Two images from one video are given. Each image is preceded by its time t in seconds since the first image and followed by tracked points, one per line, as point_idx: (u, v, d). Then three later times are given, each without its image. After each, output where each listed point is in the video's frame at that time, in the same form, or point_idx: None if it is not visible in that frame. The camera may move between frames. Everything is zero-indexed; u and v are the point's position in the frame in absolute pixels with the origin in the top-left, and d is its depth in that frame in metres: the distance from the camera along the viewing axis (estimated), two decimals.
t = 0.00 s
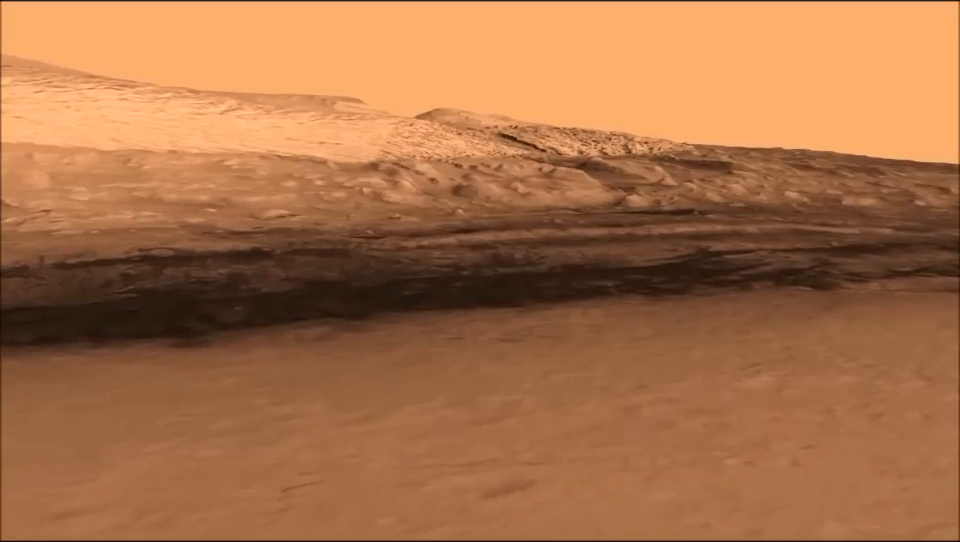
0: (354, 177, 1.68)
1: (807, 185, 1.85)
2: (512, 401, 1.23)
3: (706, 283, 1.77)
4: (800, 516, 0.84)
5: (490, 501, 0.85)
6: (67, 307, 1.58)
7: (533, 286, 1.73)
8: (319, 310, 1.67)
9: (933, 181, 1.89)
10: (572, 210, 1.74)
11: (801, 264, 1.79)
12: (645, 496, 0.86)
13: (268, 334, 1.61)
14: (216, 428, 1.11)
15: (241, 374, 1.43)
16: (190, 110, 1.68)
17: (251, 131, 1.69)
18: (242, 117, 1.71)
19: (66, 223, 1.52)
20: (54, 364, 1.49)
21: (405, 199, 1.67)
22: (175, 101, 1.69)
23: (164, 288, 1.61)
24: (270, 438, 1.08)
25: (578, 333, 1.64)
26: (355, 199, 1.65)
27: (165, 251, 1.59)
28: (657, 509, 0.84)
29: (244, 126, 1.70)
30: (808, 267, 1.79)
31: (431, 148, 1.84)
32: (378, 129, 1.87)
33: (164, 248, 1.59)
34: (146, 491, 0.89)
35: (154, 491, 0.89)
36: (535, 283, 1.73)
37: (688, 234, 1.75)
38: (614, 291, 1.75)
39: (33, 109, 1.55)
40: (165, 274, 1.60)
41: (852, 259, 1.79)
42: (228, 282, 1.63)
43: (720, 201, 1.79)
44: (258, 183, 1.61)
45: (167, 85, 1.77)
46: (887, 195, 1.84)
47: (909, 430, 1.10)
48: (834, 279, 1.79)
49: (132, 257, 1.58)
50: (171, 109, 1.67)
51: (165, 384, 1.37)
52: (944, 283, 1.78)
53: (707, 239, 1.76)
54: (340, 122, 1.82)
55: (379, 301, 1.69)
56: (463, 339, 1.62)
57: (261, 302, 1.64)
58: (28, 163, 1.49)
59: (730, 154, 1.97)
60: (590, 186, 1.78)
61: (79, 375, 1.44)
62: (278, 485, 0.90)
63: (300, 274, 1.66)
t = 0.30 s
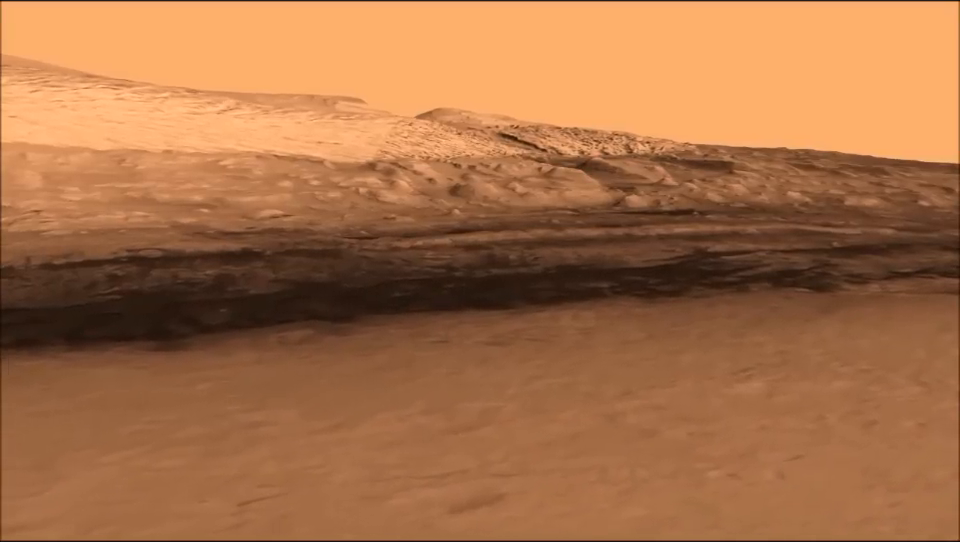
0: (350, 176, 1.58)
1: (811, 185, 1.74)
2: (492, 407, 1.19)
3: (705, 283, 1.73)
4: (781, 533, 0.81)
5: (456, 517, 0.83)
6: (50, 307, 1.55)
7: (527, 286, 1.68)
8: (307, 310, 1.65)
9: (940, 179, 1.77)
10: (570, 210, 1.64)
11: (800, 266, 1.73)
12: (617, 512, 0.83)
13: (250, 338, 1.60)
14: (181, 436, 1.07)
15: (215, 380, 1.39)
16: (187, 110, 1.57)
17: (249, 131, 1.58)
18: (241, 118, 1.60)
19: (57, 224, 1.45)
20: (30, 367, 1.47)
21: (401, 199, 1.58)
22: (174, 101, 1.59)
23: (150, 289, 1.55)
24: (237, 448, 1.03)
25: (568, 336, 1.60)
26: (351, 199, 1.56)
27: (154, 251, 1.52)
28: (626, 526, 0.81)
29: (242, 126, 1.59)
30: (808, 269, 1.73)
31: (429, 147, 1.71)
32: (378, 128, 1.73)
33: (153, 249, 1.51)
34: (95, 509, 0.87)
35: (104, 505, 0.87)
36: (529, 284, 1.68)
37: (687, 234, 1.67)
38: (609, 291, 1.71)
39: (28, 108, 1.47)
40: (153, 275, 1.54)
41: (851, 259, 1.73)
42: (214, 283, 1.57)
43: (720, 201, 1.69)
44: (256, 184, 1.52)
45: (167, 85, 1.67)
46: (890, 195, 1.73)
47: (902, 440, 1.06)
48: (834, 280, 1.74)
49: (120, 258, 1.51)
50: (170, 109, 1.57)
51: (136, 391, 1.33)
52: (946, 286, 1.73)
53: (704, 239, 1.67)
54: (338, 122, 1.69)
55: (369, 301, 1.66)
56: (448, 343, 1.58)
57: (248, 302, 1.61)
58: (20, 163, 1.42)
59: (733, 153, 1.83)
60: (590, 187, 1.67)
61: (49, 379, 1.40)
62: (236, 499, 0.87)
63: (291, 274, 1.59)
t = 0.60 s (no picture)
0: (346, 176, 1.55)
1: (813, 185, 1.72)
2: (470, 414, 1.14)
3: (702, 286, 1.67)
4: None
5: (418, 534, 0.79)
6: (31, 309, 1.51)
7: (519, 288, 1.63)
8: (293, 314, 1.59)
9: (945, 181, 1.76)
10: (568, 210, 1.62)
11: (799, 267, 1.67)
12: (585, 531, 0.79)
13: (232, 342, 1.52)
14: (142, 445, 1.03)
15: (187, 386, 1.34)
16: (184, 110, 1.54)
17: (246, 130, 1.55)
18: (238, 118, 1.57)
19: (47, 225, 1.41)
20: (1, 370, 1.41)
21: (398, 200, 1.55)
22: (171, 101, 1.55)
23: (136, 292, 1.52)
24: (198, 456, 0.99)
25: (557, 337, 1.54)
26: (346, 199, 1.53)
27: (142, 251, 1.49)
28: None
29: (239, 125, 1.55)
30: (808, 271, 1.68)
31: (428, 147, 1.69)
32: (377, 127, 1.71)
33: (141, 249, 1.48)
34: (41, 526, 0.82)
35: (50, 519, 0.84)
36: (521, 286, 1.63)
37: (685, 235, 1.64)
38: (603, 294, 1.66)
39: (22, 107, 1.42)
40: (141, 276, 1.51)
41: (852, 261, 1.67)
42: (201, 285, 1.53)
43: (721, 201, 1.66)
44: (250, 184, 1.48)
45: (163, 84, 1.64)
46: (894, 195, 1.71)
47: (894, 449, 1.01)
48: (834, 283, 1.67)
49: (108, 258, 1.48)
50: (166, 109, 1.53)
51: (104, 397, 1.29)
52: (948, 287, 1.67)
53: (703, 239, 1.64)
54: (338, 122, 1.67)
55: (356, 304, 1.60)
56: (433, 342, 1.52)
57: (232, 305, 1.55)
58: (13, 163, 1.37)
59: (735, 154, 1.82)
60: (588, 187, 1.65)
61: (20, 384, 1.35)
62: (188, 514, 0.84)
63: (280, 276, 1.56)
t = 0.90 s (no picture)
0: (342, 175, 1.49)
1: (815, 186, 1.65)
2: (445, 422, 1.10)
3: (699, 287, 1.61)
4: None
5: None
6: (14, 310, 1.47)
7: (511, 288, 1.57)
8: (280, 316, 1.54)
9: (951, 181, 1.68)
10: (566, 211, 1.55)
11: (799, 268, 1.61)
12: None
13: (212, 344, 1.49)
14: (97, 456, 0.98)
15: (158, 390, 1.30)
16: (181, 109, 1.50)
17: (242, 130, 1.51)
18: (235, 118, 1.52)
19: (35, 223, 1.39)
20: None
21: (393, 200, 1.50)
22: (169, 98, 1.52)
23: (120, 293, 1.48)
24: (154, 468, 0.95)
25: (545, 340, 1.49)
26: (342, 199, 1.48)
27: (130, 253, 1.44)
28: None
29: (235, 125, 1.51)
30: (807, 273, 1.61)
31: (427, 146, 1.63)
32: (376, 126, 1.67)
33: (129, 250, 1.44)
34: None
35: None
36: (514, 287, 1.57)
37: (683, 236, 1.57)
38: (598, 295, 1.60)
39: (18, 107, 1.39)
40: (128, 277, 1.46)
41: (850, 263, 1.61)
42: (188, 286, 1.49)
43: (720, 202, 1.59)
44: (244, 184, 1.43)
45: (162, 84, 1.60)
46: (898, 195, 1.64)
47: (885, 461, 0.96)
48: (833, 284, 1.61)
49: (94, 258, 1.44)
50: (163, 107, 1.50)
51: (71, 403, 1.25)
52: (948, 288, 1.60)
53: (700, 239, 1.57)
54: (337, 121, 1.63)
55: (344, 305, 1.55)
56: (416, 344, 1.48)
57: (217, 307, 1.51)
58: (6, 163, 1.34)
59: (738, 154, 1.76)
60: (587, 187, 1.59)
61: None
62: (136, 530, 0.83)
63: (269, 278, 1.51)
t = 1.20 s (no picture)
0: (337, 177, 1.51)
1: (817, 186, 1.60)
2: (417, 430, 1.05)
3: (694, 289, 1.54)
4: None
5: None
6: None
7: (503, 291, 1.50)
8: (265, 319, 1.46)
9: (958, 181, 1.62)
10: (565, 211, 1.52)
11: (798, 270, 1.54)
12: None
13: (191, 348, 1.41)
14: (51, 465, 0.95)
15: (125, 396, 1.26)
16: (181, 106, 1.59)
17: (240, 129, 1.58)
18: (233, 117, 1.60)
19: (23, 223, 1.38)
20: None
21: (390, 199, 1.49)
22: (165, 98, 1.60)
23: (104, 296, 1.42)
24: (106, 479, 0.91)
25: (533, 343, 1.42)
26: (338, 199, 1.48)
27: (118, 254, 1.41)
28: None
29: (235, 125, 1.58)
30: (805, 274, 1.54)
31: (425, 146, 1.65)
32: (375, 127, 1.71)
33: (117, 251, 1.41)
34: None
35: None
36: (505, 289, 1.50)
37: (682, 236, 1.52)
38: (592, 297, 1.53)
39: (15, 107, 1.46)
40: (114, 278, 1.42)
41: (849, 265, 1.54)
42: (173, 288, 1.44)
43: (720, 202, 1.55)
44: (241, 183, 1.46)
45: (161, 82, 1.67)
46: (901, 195, 1.58)
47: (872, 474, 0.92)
48: (831, 286, 1.53)
49: (82, 259, 1.40)
50: (161, 107, 1.57)
51: (33, 409, 1.21)
52: (948, 290, 1.53)
53: (699, 239, 1.52)
54: (333, 121, 1.69)
55: (331, 307, 1.47)
56: (401, 354, 1.40)
57: (200, 308, 1.44)
58: None
59: (740, 154, 1.70)
60: (585, 187, 1.56)
61: None
62: None
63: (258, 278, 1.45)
